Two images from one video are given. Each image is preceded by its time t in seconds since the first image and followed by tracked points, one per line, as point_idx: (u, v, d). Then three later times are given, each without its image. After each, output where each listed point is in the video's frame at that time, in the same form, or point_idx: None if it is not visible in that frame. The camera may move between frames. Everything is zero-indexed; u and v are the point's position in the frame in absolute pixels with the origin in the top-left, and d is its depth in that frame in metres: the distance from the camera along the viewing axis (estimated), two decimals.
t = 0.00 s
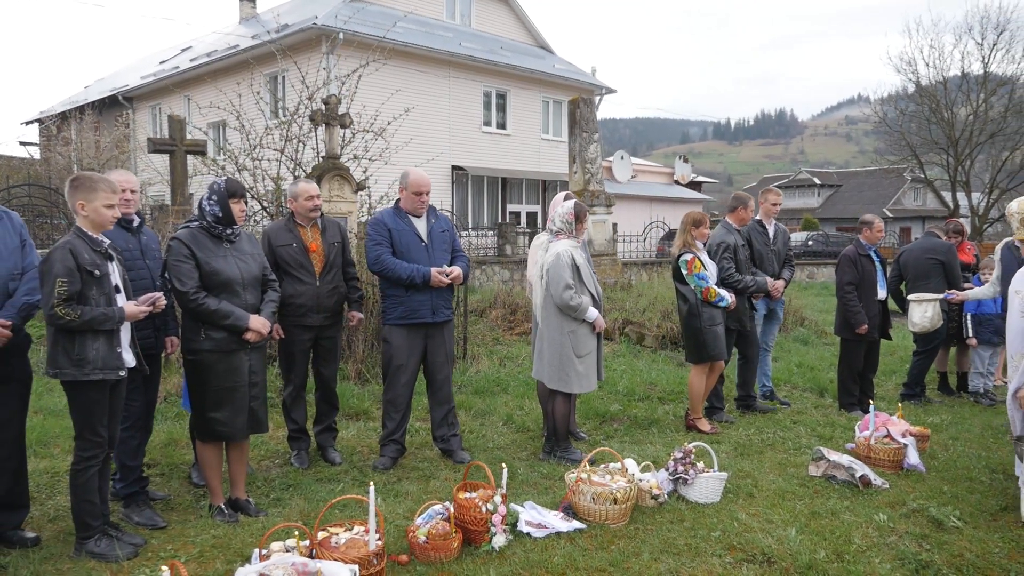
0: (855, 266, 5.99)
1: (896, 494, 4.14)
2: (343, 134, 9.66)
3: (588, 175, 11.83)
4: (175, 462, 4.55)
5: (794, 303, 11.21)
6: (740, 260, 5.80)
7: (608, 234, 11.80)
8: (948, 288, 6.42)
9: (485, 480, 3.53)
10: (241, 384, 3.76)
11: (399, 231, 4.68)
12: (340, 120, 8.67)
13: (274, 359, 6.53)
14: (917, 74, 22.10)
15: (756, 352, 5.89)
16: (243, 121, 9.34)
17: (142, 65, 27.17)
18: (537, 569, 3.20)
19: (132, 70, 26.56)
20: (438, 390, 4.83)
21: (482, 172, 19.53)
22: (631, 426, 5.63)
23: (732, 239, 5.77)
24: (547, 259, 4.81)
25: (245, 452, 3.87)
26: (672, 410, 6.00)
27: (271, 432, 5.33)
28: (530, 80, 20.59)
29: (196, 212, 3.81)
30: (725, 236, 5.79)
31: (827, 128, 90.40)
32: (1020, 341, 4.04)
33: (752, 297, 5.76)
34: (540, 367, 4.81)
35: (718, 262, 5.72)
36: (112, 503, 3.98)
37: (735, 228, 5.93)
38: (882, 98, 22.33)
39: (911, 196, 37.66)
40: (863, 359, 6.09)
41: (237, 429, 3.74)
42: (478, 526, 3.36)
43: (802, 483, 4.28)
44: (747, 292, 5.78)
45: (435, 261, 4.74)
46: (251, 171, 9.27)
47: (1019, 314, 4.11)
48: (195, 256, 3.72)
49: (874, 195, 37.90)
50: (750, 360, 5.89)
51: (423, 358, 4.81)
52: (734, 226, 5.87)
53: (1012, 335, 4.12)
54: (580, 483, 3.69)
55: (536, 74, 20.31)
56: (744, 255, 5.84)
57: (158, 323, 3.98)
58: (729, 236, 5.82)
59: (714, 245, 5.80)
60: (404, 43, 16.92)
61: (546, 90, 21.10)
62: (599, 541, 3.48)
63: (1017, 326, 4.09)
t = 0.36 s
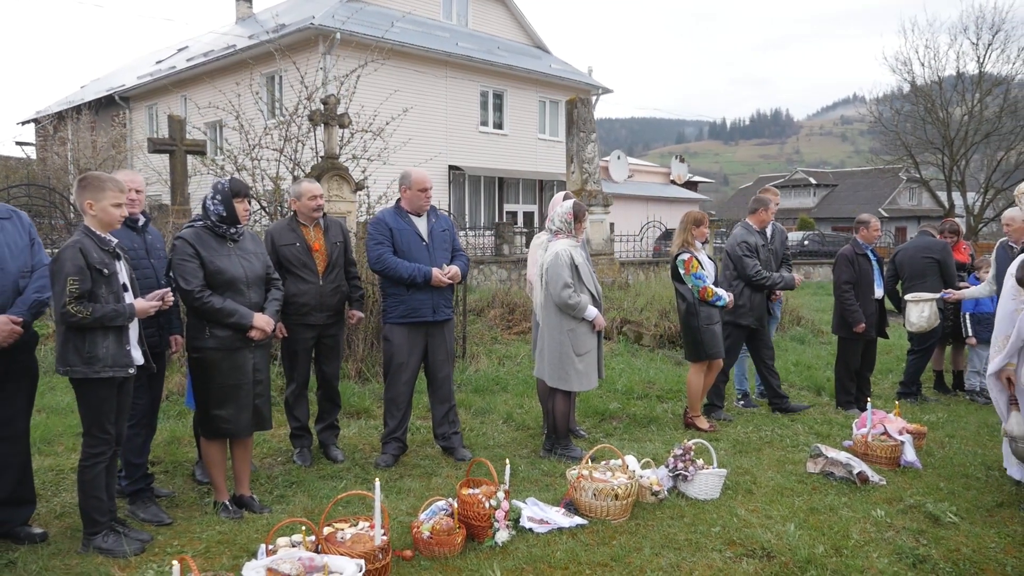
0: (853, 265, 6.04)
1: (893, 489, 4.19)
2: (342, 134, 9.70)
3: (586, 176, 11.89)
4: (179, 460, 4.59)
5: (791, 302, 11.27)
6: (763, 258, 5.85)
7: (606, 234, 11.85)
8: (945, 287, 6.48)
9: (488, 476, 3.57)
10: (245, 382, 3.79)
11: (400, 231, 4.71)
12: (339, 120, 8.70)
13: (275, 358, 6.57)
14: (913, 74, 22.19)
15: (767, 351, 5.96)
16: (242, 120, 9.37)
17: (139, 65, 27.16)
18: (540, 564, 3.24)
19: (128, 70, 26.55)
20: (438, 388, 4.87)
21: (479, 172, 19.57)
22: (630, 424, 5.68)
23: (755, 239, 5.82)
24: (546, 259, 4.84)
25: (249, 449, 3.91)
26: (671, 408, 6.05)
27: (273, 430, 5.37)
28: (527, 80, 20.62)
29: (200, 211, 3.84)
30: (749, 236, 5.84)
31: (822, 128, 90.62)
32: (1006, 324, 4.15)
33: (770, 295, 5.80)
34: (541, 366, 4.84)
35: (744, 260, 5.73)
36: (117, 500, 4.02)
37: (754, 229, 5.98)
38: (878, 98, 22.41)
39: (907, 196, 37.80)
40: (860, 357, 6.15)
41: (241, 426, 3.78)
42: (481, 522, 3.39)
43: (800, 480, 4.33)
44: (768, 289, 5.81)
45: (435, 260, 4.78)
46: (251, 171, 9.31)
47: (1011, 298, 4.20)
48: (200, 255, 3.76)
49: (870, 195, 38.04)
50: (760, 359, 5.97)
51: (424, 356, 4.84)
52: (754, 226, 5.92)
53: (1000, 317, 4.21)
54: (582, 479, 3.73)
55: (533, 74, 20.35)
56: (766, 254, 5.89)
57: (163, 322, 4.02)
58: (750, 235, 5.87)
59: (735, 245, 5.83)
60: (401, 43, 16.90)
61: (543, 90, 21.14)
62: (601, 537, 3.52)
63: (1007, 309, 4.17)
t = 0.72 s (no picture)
0: (853, 263, 6.10)
1: (894, 484, 4.25)
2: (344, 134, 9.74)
3: (586, 175, 11.93)
4: (188, 458, 4.65)
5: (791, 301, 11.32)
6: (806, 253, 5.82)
7: (606, 233, 11.90)
8: (945, 284, 6.53)
9: (495, 471, 3.62)
10: (255, 379, 3.85)
11: (406, 230, 4.77)
12: (341, 121, 8.74)
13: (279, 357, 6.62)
14: (911, 73, 22.26)
15: (786, 346, 6.01)
16: (245, 121, 9.42)
17: (138, 66, 27.20)
18: (548, 557, 3.30)
19: (127, 71, 26.60)
20: (443, 386, 4.92)
21: (479, 172, 19.63)
22: (633, 421, 5.74)
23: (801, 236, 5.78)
24: (550, 258, 4.89)
25: (259, 446, 3.96)
26: (673, 406, 6.11)
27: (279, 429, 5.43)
28: (526, 80, 20.67)
29: (210, 212, 3.90)
30: (796, 234, 5.75)
31: (821, 127, 90.69)
32: (989, 308, 4.46)
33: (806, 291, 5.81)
34: (546, 364, 4.89)
35: (792, 256, 5.68)
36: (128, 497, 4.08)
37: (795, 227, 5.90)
38: (876, 97, 22.48)
39: (906, 195, 37.85)
40: (860, 354, 6.21)
41: (251, 423, 3.83)
42: (489, 516, 3.45)
43: (801, 475, 4.39)
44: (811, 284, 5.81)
45: (441, 258, 4.84)
46: (253, 172, 9.36)
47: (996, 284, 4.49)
48: (210, 255, 3.81)
49: (869, 193, 38.11)
50: (777, 356, 6.00)
51: (429, 354, 4.90)
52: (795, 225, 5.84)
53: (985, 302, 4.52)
54: (587, 475, 3.79)
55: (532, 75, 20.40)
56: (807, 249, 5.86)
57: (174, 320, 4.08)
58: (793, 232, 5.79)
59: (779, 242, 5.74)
60: (401, 44, 16.93)
61: (542, 90, 21.19)
62: (607, 531, 3.58)
63: (991, 294, 4.47)
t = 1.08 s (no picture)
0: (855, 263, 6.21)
1: (896, 483, 4.32)
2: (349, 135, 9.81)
3: (589, 176, 11.98)
4: (201, 456, 4.72)
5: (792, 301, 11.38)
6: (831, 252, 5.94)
7: (609, 234, 11.96)
8: (947, 285, 6.62)
9: (505, 469, 3.68)
10: (269, 378, 3.91)
11: (416, 231, 4.83)
12: (347, 122, 8.80)
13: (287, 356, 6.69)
14: (912, 74, 22.32)
15: (793, 347, 6.11)
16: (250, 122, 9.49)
17: (140, 66, 27.29)
18: (558, 552, 3.36)
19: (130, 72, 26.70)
20: (451, 385, 4.99)
21: (481, 173, 19.70)
22: (638, 420, 5.80)
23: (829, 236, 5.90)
24: (557, 259, 4.95)
25: (271, 444, 4.03)
26: (677, 405, 6.17)
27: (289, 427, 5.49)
28: (528, 81, 20.72)
29: (224, 213, 3.97)
30: (825, 235, 5.86)
31: (821, 128, 90.75)
32: (979, 303, 4.52)
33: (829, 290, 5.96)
34: (553, 363, 4.96)
35: (827, 253, 5.77)
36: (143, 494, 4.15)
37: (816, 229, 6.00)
38: (877, 98, 22.54)
39: (906, 196, 37.96)
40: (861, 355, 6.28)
41: (264, 421, 3.90)
42: (499, 513, 3.52)
43: (805, 474, 4.46)
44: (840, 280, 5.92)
45: (450, 259, 4.91)
46: (259, 172, 9.42)
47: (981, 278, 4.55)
48: (225, 256, 3.88)
49: (869, 194, 38.18)
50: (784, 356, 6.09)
51: (438, 353, 4.97)
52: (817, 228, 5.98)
53: (973, 295, 4.59)
54: (595, 472, 3.86)
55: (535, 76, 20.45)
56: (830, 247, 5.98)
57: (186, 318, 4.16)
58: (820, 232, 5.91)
59: (810, 242, 5.81)
60: (403, 45, 16.98)
61: (544, 91, 21.25)
62: (615, 527, 3.64)
63: (979, 289, 4.53)
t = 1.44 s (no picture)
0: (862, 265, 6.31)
1: (904, 482, 4.37)
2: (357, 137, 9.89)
3: (595, 177, 12.04)
4: (217, 454, 4.80)
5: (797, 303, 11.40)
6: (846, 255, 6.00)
7: (615, 235, 12.01)
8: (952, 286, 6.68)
9: (519, 467, 3.74)
10: (285, 377, 3.98)
11: (428, 232, 4.89)
12: (356, 124, 8.87)
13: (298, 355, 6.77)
14: (917, 75, 22.32)
15: (801, 347, 6.15)
16: (260, 123, 9.58)
17: (147, 67, 27.42)
18: (572, 549, 3.42)
19: (137, 72, 26.83)
20: (463, 384, 5.05)
21: (487, 174, 19.78)
22: (646, 420, 5.86)
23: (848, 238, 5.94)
24: (567, 260, 5.00)
25: (287, 442, 4.10)
26: (685, 405, 6.23)
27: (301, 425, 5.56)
28: (533, 82, 20.76)
29: (242, 215, 4.04)
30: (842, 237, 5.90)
31: (825, 128, 90.63)
32: (980, 301, 4.57)
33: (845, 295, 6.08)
34: (563, 363, 5.01)
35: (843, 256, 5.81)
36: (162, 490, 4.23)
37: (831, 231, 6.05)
38: (882, 100, 22.55)
39: (910, 197, 37.95)
40: (866, 355, 6.33)
41: (281, 419, 3.96)
42: (513, 510, 3.58)
43: (813, 472, 4.51)
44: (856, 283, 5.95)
45: (462, 260, 4.97)
46: (269, 173, 9.51)
47: (983, 276, 4.61)
48: (243, 256, 3.95)
49: (873, 195, 38.18)
50: (792, 356, 6.14)
51: (449, 353, 5.02)
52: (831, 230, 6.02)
53: (973, 293, 4.64)
54: (607, 470, 3.92)
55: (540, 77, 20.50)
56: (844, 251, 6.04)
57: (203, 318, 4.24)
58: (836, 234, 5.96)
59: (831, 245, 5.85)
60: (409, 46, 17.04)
61: (549, 92, 21.30)
62: (627, 524, 3.70)
63: (982, 287, 4.58)
